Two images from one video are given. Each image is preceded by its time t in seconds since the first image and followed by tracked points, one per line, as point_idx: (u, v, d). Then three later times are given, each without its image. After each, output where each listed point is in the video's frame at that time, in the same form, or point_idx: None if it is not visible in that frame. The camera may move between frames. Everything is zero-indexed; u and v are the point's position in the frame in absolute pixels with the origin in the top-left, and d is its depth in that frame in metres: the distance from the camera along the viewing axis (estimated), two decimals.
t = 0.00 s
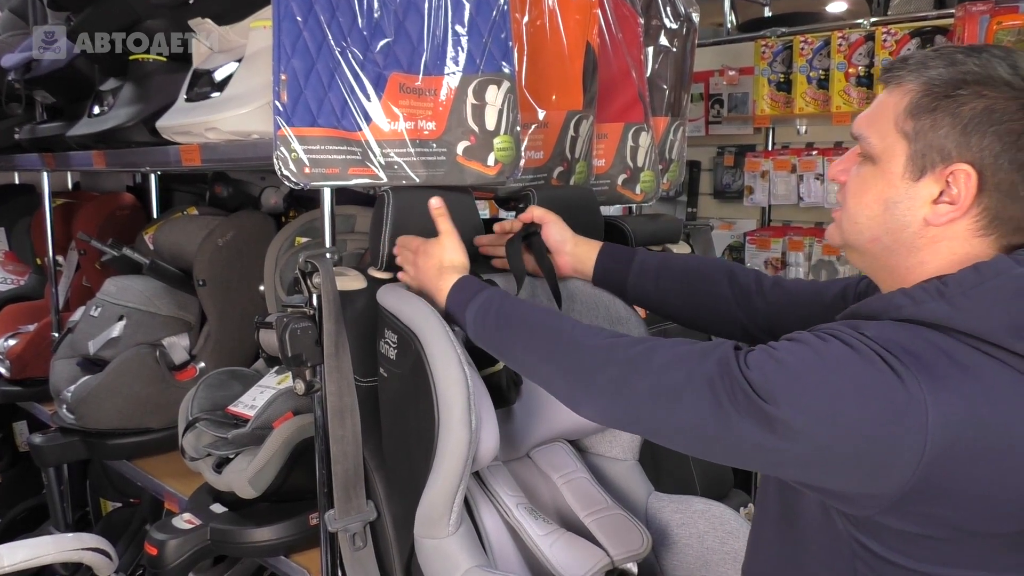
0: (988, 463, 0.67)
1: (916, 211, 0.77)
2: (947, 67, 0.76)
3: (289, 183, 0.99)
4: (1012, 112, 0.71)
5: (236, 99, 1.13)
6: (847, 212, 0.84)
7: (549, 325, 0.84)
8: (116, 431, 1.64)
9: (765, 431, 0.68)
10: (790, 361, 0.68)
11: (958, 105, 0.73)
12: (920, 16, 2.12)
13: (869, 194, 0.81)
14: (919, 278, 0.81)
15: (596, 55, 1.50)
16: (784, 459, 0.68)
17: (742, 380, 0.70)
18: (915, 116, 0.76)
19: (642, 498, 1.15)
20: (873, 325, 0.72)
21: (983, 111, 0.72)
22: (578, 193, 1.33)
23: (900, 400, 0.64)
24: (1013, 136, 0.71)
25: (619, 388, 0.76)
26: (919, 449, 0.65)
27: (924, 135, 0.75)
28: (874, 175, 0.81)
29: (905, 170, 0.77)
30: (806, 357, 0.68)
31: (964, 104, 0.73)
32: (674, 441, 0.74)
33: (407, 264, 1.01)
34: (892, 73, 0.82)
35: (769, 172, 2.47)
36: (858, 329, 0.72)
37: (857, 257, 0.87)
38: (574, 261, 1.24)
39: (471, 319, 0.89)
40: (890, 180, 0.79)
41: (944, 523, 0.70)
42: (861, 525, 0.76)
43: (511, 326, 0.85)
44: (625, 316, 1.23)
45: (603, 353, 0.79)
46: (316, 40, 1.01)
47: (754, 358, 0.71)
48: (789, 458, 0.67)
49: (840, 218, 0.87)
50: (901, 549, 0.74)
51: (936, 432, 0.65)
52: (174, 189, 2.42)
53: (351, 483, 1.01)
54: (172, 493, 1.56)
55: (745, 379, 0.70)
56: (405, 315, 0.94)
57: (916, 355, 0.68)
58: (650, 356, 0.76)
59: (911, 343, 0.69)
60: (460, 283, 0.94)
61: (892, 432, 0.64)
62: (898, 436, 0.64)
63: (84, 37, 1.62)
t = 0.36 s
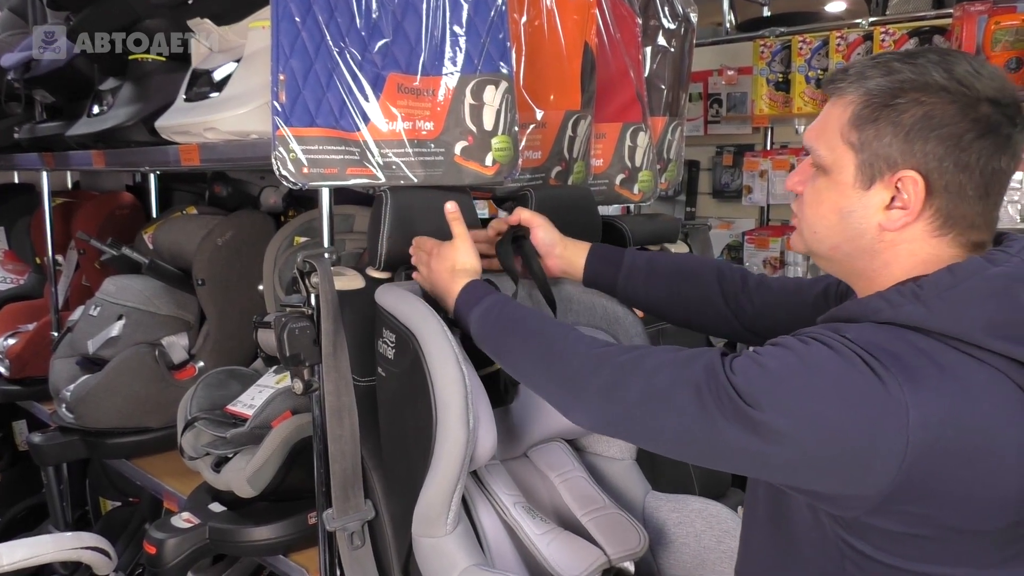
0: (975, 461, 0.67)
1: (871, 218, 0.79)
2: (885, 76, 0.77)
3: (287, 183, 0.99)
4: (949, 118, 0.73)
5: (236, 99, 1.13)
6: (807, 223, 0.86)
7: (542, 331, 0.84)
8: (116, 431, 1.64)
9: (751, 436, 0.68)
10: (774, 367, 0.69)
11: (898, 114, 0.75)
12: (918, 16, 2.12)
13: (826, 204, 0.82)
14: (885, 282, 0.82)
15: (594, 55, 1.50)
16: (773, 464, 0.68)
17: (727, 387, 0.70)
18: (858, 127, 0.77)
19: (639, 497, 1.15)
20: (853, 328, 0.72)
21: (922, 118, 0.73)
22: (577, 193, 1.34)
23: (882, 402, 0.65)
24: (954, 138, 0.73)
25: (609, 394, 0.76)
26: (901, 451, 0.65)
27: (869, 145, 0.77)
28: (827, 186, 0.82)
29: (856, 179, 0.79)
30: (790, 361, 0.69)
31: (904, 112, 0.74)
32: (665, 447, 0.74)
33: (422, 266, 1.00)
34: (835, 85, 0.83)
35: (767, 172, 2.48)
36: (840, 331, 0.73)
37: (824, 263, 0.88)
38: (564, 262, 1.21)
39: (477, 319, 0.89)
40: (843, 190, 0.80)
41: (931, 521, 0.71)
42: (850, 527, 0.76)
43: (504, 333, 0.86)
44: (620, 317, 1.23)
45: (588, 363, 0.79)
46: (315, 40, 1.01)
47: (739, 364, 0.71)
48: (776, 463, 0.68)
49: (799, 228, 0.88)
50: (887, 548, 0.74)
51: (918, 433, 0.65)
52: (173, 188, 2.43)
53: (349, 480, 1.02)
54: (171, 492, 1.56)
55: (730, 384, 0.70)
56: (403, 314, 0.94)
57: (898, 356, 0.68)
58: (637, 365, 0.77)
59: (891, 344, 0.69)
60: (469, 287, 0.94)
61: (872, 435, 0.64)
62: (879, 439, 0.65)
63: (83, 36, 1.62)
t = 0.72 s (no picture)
0: (978, 460, 0.67)
1: (886, 211, 0.79)
2: (901, 69, 0.79)
3: (283, 180, 0.99)
4: (965, 107, 0.74)
5: (232, 95, 1.13)
6: (820, 217, 0.87)
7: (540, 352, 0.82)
8: (113, 428, 1.64)
9: (786, 473, 0.66)
10: (797, 397, 0.68)
11: (913, 104, 0.76)
12: (917, 13, 2.12)
13: (840, 197, 0.83)
14: (897, 279, 0.83)
15: (592, 52, 1.50)
16: (821, 492, 0.67)
17: (747, 424, 0.69)
18: (874, 118, 0.78)
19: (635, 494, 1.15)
20: (877, 334, 0.73)
21: (937, 107, 0.74)
22: (575, 190, 1.34)
23: (915, 401, 0.65)
24: (968, 129, 0.74)
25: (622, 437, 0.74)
26: (939, 449, 0.65)
27: (886, 136, 0.77)
28: (841, 179, 0.83)
29: (871, 172, 0.80)
30: (812, 386, 0.68)
31: (919, 102, 0.75)
32: (695, 513, 0.71)
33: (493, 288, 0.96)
34: (852, 79, 0.84)
35: (766, 170, 2.47)
36: (861, 341, 0.73)
37: (836, 259, 0.88)
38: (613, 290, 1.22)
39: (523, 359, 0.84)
40: (857, 182, 0.81)
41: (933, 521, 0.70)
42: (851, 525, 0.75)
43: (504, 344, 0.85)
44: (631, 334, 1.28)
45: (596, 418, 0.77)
46: (311, 37, 1.01)
47: (758, 400, 0.70)
48: (824, 491, 0.66)
49: (812, 223, 0.89)
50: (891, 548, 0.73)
51: (956, 429, 0.66)
52: (170, 185, 2.42)
53: (345, 477, 1.02)
54: (168, 490, 1.56)
55: (755, 423, 0.68)
56: (400, 310, 0.94)
57: (926, 356, 0.68)
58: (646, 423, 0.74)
59: (919, 346, 0.70)
60: (542, 321, 0.86)
61: (911, 440, 0.65)
62: (919, 441, 0.65)
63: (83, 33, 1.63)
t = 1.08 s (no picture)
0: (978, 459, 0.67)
1: (885, 206, 0.79)
2: (896, 65, 0.79)
3: (281, 178, 0.99)
4: (961, 99, 0.73)
5: (230, 93, 1.12)
6: (820, 216, 0.87)
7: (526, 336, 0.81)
8: (112, 426, 1.64)
9: (777, 455, 0.66)
10: (796, 376, 0.67)
11: (909, 98, 0.75)
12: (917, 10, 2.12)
13: (838, 195, 0.83)
14: (897, 275, 0.82)
15: (591, 49, 1.49)
16: (806, 478, 0.66)
17: (747, 403, 0.68)
18: (871, 114, 0.78)
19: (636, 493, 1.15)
20: (873, 325, 0.72)
21: (933, 101, 0.74)
22: (575, 186, 1.35)
23: (916, 397, 0.65)
24: (966, 121, 0.73)
25: (615, 416, 0.73)
26: (935, 445, 0.65)
27: (882, 131, 0.77)
28: (840, 177, 0.83)
29: (869, 168, 0.79)
30: (812, 368, 0.67)
31: (915, 96, 0.75)
32: (683, 483, 0.71)
33: (399, 259, 0.94)
34: (848, 78, 0.84)
35: (766, 167, 2.47)
36: (860, 329, 0.72)
37: (838, 259, 0.88)
38: (598, 246, 1.31)
39: (468, 335, 0.82)
40: (856, 179, 0.81)
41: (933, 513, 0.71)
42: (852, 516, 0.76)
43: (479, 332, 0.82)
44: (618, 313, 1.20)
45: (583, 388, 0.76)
46: (308, 34, 1.00)
47: (755, 376, 0.70)
48: (811, 476, 0.66)
49: (813, 222, 0.89)
50: (885, 536, 0.75)
51: (949, 425, 0.65)
52: (169, 183, 2.42)
53: (344, 476, 1.02)
54: (167, 488, 1.56)
55: (752, 401, 0.68)
56: (399, 309, 0.93)
57: (925, 351, 0.68)
58: (634, 390, 0.74)
59: (915, 339, 0.69)
60: (471, 286, 0.86)
61: (905, 430, 0.64)
62: (912, 433, 0.64)
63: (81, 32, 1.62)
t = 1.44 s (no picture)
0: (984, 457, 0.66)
1: (818, 186, 0.83)
2: (853, 55, 0.81)
3: (280, 174, 0.98)
4: (904, 92, 0.77)
5: (228, 89, 1.12)
6: (763, 192, 0.91)
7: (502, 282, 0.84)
8: (113, 424, 1.63)
9: (698, 380, 0.72)
10: (733, 316, 0.73)
11: (856, 86, 0.79)
12: (918, 4, 2.10)
13: (780, 172, 0.87)
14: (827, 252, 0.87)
15: (591, 44, 1.48)
16: (719, 409, 0.71)
17: (681, 330, 0.74)
18: (818, 98, 0.82)
19: (638, 489, 1.15)
20: (801, 287, 0.77)
21: (876, 91, 0.77)
22: (577, 182, 1.38)
23: (829, 351, 0.70)
24: (902, 114, 0.77)
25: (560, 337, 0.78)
26: (845, 399, 0.70)
27: (826, 115, 0.81)
28: (783, 154, 0.87)
29: (809, 148, 0.84)
30: (749, 313, 0.73)
31: (861, 84, 0.78)
32: (610, 397, 0.78)
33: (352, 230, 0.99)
34: (810, 64, 0.88)
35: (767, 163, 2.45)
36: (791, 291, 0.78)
37: (778, 234, 0.93)
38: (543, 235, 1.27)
39: (417, 273, 0.88)
40: (797, 158, 0.85)
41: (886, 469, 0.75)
42: (809, 484, 0.78)
43: (443, 278, 0.86)
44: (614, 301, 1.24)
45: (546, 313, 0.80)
46: (307, 29, 0.99)
47: (697, 313, 0.75)
48: (723, 408, 0.71)
49: (756, 196, 0.94)
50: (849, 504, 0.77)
51: (860, 385, 0.70)
52: (169, 181, 2.41)
53: (345, 473, 1.01)
54: (169, 486, 1.56)
55: (685, 328, 0.74)
56: (399, 305, 0.93)
57: (843, 309, 0.73)
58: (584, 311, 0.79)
59: (842, 301, 0.74)
60: (408, 236, 0.91)
61: (816, 375, 0.69)
62: (823, 378, 0.69)
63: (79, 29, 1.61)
